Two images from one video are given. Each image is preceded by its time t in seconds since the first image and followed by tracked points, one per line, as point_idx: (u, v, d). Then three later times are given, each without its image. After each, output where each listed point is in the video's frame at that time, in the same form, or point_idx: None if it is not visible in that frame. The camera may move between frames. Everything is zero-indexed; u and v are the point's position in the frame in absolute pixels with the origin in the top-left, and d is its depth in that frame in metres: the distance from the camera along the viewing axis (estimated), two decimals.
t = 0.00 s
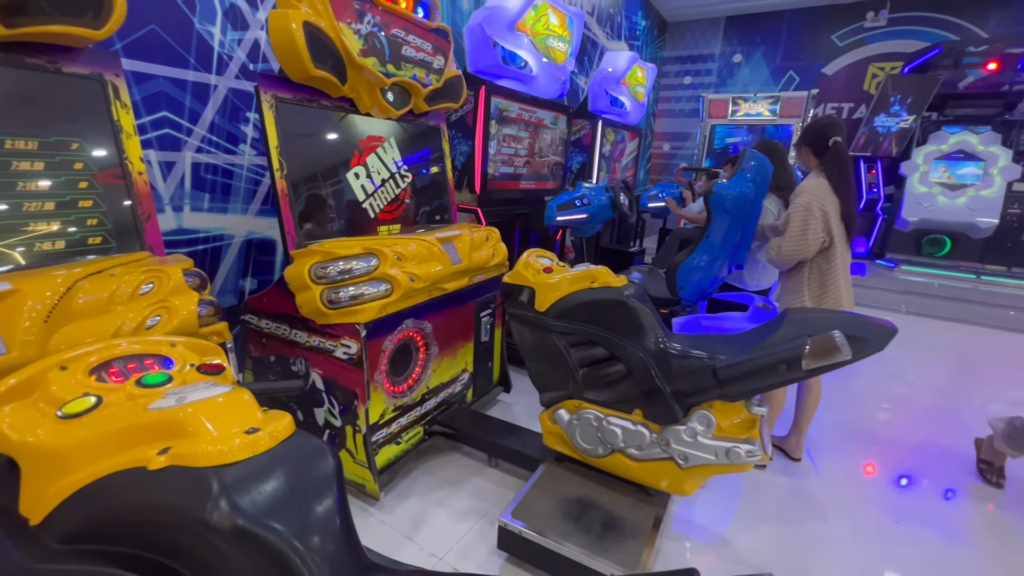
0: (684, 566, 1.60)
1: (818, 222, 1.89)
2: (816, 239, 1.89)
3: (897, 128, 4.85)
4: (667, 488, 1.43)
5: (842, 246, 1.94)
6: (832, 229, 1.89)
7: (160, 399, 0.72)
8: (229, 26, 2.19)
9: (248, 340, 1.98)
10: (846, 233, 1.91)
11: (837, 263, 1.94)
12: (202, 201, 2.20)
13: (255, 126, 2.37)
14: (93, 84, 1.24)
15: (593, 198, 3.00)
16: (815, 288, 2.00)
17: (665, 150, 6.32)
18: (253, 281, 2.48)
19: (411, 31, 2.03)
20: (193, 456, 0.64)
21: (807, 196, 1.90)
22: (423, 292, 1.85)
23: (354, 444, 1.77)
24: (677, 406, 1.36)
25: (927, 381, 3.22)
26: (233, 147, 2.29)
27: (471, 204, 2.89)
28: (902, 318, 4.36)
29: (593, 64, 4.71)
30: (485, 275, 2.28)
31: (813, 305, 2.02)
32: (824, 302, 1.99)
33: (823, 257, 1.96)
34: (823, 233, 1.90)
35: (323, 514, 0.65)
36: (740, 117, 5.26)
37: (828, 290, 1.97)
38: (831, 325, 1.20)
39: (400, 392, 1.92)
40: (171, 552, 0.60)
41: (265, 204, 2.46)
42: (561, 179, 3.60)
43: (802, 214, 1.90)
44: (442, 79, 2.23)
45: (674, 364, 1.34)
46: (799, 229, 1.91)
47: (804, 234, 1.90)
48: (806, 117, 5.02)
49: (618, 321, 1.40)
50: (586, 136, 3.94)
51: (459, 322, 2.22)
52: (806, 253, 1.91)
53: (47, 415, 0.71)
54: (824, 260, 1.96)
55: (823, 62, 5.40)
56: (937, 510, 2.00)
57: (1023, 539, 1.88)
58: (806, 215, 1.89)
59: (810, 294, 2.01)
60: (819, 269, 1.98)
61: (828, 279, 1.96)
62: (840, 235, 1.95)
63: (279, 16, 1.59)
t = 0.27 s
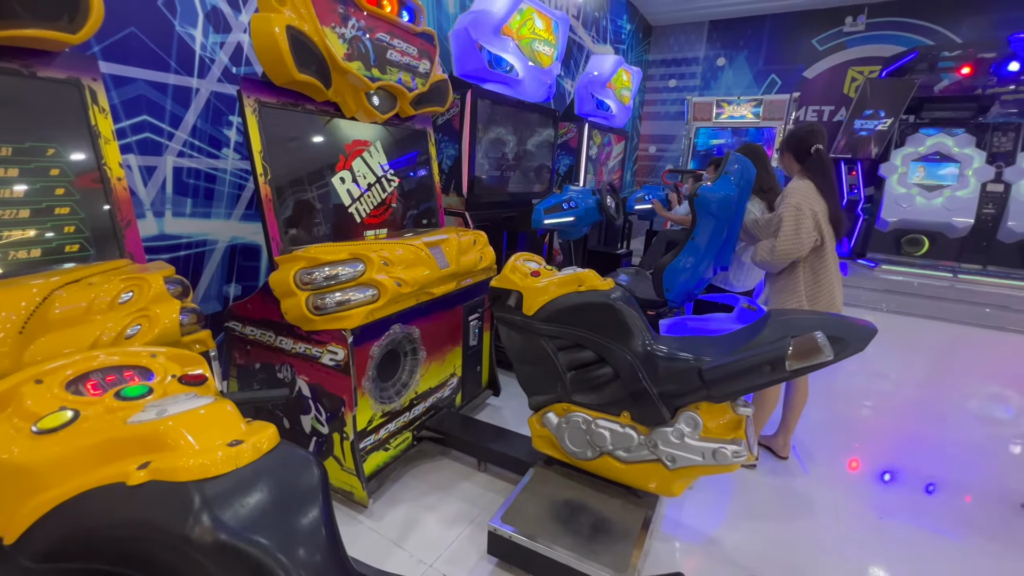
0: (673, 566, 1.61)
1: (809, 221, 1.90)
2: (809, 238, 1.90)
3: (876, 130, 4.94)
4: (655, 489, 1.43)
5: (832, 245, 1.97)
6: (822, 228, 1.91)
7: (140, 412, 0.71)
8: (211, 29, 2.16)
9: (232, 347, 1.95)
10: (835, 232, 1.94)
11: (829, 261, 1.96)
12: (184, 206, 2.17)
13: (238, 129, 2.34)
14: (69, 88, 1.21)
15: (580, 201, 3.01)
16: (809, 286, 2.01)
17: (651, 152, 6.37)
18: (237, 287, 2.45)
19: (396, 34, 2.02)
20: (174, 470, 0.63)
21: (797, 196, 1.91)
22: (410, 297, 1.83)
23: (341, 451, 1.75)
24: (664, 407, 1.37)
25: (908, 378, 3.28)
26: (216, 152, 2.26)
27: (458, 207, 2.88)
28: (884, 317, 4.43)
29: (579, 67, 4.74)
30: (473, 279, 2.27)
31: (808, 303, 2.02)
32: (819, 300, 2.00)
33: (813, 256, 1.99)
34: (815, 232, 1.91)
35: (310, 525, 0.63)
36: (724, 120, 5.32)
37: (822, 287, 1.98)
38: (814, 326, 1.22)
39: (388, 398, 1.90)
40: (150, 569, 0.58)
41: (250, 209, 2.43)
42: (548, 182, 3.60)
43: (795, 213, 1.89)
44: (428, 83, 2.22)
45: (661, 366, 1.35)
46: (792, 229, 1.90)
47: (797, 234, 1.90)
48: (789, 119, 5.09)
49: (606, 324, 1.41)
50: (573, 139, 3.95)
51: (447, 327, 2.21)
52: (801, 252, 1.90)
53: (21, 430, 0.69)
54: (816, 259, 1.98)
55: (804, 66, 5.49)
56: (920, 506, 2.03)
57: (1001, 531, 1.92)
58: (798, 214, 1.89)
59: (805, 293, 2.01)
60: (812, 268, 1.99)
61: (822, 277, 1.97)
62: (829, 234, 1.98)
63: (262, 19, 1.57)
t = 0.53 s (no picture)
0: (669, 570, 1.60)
1: (802, 220, 1.90)
2: (803, 236, 1.90)
3: (862, 130, 4.99)
4: (650, 494, 1.42)
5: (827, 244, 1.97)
6: (816, 227, 1.91)
7: (115, 429, 0.69)
8: (195, 33, 2.13)
9: (219, 356, 1.91)
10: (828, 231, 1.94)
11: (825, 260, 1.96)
12: (169, 213, 2.13)
13: (224, 134, 2.30)
14: (47, 94, 1.18)
15: (571, 203, 3.01)
16: (806, 285, 2.00)
17: (641, 154, 6.39)
18: (225, 295, 2.41)
19: (383, 38, 2.01)
20: (149, 489, 0.61)
21: (788, 196, 1.92)
22: (400, 303, 1.81)
23: (332, 460, 1.72)
24: (658, 411, 1.36)
25: (899, 375, 3.30)
26: (202, 157, 2.23)
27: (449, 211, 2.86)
28: (874, 315, 4.46)
29: (569, 70, 4.74)
30: (463, 283, 2.25)
31: (806, 303, 2.01)
32: (816, 298, 1.99)
33: (808, 255, 1.98)
34: (808, 230, 1.91)
35: (298, 539, 0.61)
36: (713, 121, 5.34)
37: (819, 285, 1.98)
38: (806, 327, 1.22)
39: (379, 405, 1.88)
40: None
41: (237, 215, 2.39)
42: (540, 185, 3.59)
43: (787, 213, 1.90)
44: (416, 86, 2.21)
45: (654, 369, 1.34)
46: (785, 228, 1.90)
47: (791, 233, 1.90)
48: (777, 120, 5.12)
49: (598, 327, 1.39)
50: (563, 142, 3.93)
51: (439, 333, 2.19)
52: (796, 251, 1.90)
53: None
54: (812, 257, 1.97)
55: (791, 67, 5.53)
56: (913, 502, 2.04)
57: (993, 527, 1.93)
58: (790, 214, 1.89)
59: (802, 292, 2.00)
60: (807, 267, 1.99)
61: (818, 275, 1.97)
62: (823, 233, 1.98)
63: (245, 23, 1.54)
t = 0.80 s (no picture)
0: None
1: (786, 221, 1.89)
2: (787, 237, 1.89)
3: (837, 132, 5.06)
4: (633, 502, 1.39)
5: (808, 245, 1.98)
6: (798, 228, 1.90)
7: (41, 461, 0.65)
8: (160, 36, 2.06)
9: (187, 371, 1.84)
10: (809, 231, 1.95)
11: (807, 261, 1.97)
12: (134, 222, 2.05)
13: (192, 140, 2.23)
14: None
15: (552, 207, 2.98)
16: (791, 286, 1.99)
17: (623, 157, 6.41)
18: (196, 305, 2.32)
19: (355, 40, 1.96)
20: (74, 532, 0.58)
21: (771, 197, 1.91)
22: (375, 312, 1.76)
23: (305, 476, 1.66)
24: (639, 417, 1.33)
25: (878, 372, 3.33)
26: (169, 164, 2.15)
27: (428, 216, 2.81)
28: (853, 314, 4.51)
29: (549, 74, 4.74)
30: (442, 290, 2.21)
31: (792, 304, 2.00)
32: (801, 300, 1.99)
33: (791, 256, 1.98)
34: (792, 231, 1.90)
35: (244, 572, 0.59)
36: (693, 123, 5.38)
37: (803, 287, 1.98)
38: (784, 330, 1.20)
39: (355, 417, 1.82)
40: None
41: (207, 223, 2.32)
42: (521, 189, 3.56)
43: (771, 214, 1.89)
44: (390, 90, 2.16)
45: (634, 375, 1.31)
46: (770, 230, 1.89)
47: (776, 234, 1.88)
48: (755, 123, 5.17)
49: (578, 333, 1.36)
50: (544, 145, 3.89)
51: (417, 341, 2.14)
52: (781, 253, 1.89)
53: None
54: (795, 258, 1.97)
55: (768, 70, 5.60)
56: (894, 499, 2.05)
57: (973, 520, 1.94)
58: (775, 215, 1.88)
59: (787, 294, 1.99)
60: (791, 269, 1.98)
61: (802, 277, 1.97)
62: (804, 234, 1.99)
63: (207, 24, 1.49)
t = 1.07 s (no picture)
0: None
1: (778, 224, 1.87)
2: (780, 241, 1.87)
3: (817, 133, 5.11)
4: (623, 515, 1.35)
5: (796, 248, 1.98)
6: (788, 232, 1.89)
7: None
8: (128, 40, 1.98)
9: (158, 388, 1.76)
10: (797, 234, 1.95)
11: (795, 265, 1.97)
12: (103, 233, 1.97)
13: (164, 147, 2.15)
14: None
15: (536, 212, 2.95)
16: (780, 290, 1.98)
17: (608, 160, 6.41)
18: (171, 318, 2.24)
19: (330, 44, 1.91)
20: None
21: (763, 200, 1.88)
22: (354, 323, 1.70)
23: (284, 497, 1.60)
24: (627, 429, 1.29)
25: (861, 369, 3.36)
26: (140, 173, 2.07)
27: (411, 223, 2.75)
28: (837, 314, 4.55)
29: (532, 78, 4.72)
30: (425, 298, 2.16)
31: (782, 308, 1.98)
32: (790, 304, 1.98)
33: (781, 260, 1.97)
34: (782, 234, 1.89)
35: None
36: (676, 126, 5.40)
37: (792, 291, 1.98)
38: (773, 337, 1.17)
39: (336, 433, 1.76)
40: None
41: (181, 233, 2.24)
42: (505, 193, 3.52)
43: (764, 217, 1.86)
44: (368, 95, 2.11)
45: (622, 386, 1.28)
46: (764, 232, 1.86)
47: (769, 237, 1.86)
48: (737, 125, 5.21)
49: (564, 342, 1.32)
50: (529, 149, 3.92)
51: (401, 353, 2.09)
52: (773, 256, 1.86)
53: None
54: (785, 261, 1.96)
55: (748, 73, 5.65)
56: (879, 496, 2.05)
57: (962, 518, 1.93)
58: (768, 217, 1.86)
59: (777, 298, 1.97)
60: (781, 272, 1.97)
61: (791, 280, 1.97)
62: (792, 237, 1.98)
63: (172, 28, 1.43)
